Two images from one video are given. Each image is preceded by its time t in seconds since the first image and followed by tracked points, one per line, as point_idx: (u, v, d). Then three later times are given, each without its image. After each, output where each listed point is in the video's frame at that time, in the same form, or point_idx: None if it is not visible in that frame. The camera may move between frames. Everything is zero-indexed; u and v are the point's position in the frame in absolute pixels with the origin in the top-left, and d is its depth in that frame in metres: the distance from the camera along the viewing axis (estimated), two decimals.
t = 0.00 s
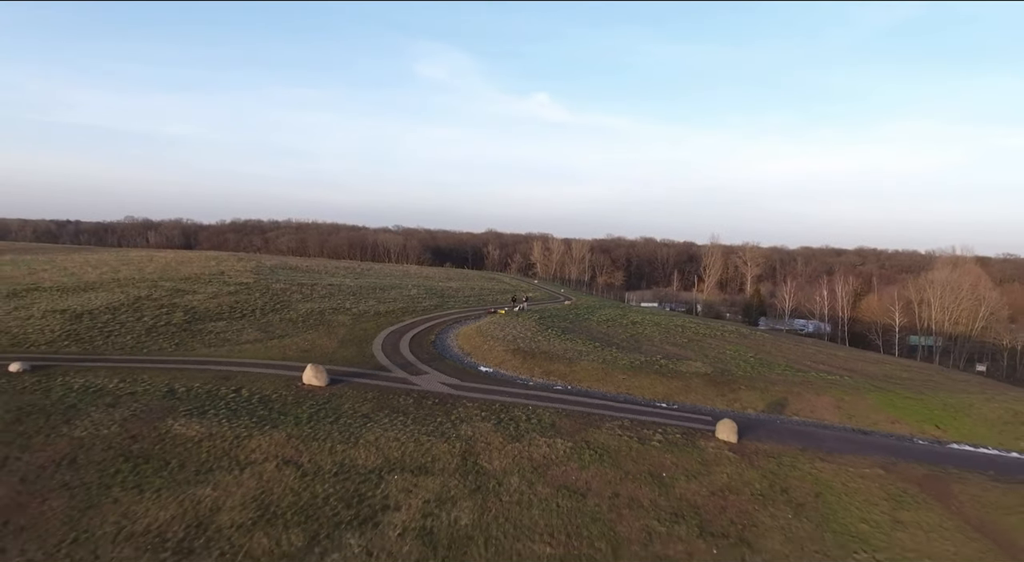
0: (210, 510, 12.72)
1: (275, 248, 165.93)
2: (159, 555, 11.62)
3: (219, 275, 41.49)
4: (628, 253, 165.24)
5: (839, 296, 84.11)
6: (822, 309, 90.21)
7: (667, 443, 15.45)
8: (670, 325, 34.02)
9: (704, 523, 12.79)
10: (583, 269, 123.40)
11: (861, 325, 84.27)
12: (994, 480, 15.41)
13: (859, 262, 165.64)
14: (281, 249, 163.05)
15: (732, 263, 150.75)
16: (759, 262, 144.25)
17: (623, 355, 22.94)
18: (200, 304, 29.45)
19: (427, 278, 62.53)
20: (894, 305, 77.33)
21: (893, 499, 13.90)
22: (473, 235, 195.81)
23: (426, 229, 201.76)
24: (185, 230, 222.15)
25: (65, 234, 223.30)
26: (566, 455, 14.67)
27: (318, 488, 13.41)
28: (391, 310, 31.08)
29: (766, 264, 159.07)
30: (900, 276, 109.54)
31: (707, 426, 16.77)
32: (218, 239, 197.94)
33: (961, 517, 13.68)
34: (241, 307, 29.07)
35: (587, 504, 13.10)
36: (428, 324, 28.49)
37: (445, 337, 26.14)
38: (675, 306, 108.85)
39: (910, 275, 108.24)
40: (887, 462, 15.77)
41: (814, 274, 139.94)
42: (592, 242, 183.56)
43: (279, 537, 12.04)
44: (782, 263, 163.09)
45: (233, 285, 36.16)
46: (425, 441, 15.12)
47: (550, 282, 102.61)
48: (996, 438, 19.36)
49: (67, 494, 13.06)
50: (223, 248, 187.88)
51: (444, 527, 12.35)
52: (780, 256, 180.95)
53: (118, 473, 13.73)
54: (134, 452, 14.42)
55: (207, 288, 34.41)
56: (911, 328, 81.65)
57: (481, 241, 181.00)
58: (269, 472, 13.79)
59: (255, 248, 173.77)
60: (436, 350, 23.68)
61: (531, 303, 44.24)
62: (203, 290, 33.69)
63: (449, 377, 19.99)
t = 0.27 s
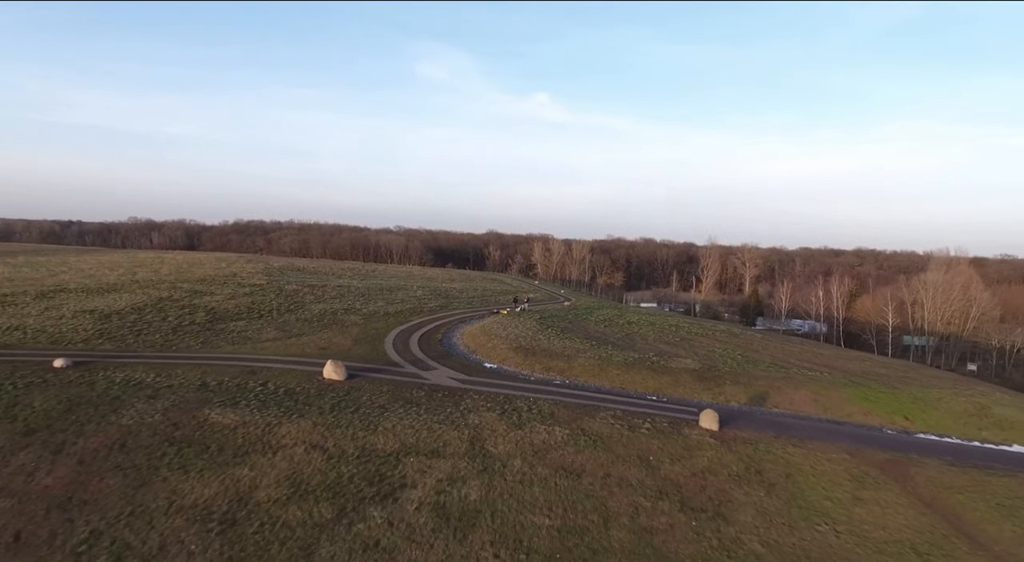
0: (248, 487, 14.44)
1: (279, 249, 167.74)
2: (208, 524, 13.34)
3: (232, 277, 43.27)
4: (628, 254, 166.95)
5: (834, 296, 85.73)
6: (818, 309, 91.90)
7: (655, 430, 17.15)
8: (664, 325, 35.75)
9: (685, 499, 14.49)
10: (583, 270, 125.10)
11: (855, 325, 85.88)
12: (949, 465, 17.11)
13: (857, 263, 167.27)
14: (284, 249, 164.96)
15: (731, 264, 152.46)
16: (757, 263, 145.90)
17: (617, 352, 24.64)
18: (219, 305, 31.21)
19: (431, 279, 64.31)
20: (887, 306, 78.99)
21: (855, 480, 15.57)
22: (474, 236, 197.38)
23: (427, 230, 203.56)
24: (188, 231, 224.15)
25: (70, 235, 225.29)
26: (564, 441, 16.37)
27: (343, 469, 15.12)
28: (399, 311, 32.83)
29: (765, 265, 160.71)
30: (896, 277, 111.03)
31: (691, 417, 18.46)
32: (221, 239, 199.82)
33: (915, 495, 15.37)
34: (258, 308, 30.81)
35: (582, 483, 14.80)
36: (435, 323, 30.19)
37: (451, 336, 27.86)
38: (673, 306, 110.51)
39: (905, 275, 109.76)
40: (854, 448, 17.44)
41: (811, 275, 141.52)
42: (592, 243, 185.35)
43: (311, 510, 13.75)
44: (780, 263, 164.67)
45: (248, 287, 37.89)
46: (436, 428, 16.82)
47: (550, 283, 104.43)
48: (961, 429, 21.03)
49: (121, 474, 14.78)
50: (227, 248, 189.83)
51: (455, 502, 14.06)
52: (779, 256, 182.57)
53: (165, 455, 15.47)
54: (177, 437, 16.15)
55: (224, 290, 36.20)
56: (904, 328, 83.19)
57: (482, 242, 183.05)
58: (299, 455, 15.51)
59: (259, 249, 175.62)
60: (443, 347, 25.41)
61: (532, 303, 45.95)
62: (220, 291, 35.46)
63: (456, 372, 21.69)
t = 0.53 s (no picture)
0: (287, 465, 16.57)
1: (282, 250, 169.81)
2: (254, 495, 15.47)
3: (247, 279, 45.45)
4: (627, 255, 168.94)
5: (828, 298, 87.74)
6: (812, 310, 93.98)
7: (643, 418, 19.28)
8: (658, 325, 37.87)
9: (668, 476, 16.61)
10: (583, 271, 127.03)
11: (848, 326, 87.89)
12: (905, 450, 19.22)
13: (853, 264, 169.28)
14: (288, 250, 167.23)
15: (728, 265, 154.58)
16: (755, 264, 147.89)
17: (612, 349, 26.77)
18: (240, 306, 33.36)
19: (436, 281, 66.48)
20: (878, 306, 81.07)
21: (817, 461, 17.69)
22: (476, 237, 199.55)
23: (429, 232, 205.67)
24: (192, 232, 226.62)
25: (75, 235, 227.54)
26: (562, 427, 18.49)
27: (368, 450, 17.25)
28: (408, 312, 34.99)
29: (762, 266, 162.70)
30: (890, 278, 112.97)
31: (676, 407, 20.59)
32: (225, 240, 201.95)
33: (870, 474, 17.50)
34: (277, 309, 32.98)
35: (577, 462, 16.93)
36: (442, 323, 32.31)
37: (458, 334, 30.00)
38: (671, 307, 112.53)
39: (899, 277, 111.71)
40: (821, 435, 19.56)
41: (808, 276, 143.48)
42: (592, 245, 187.37)
43: (342, 483, 15.89)
44: (777, 265, 166.66)
45: (264, 288, 40.08)
46: (449, 416, 18.96)
47: (550, 284, 106.67)
48: (924, 418, 23.15)
49: (175, 454, 16.93)
50: (231, 250, 192.16)
51: (467, 478, 16.19)
52: (776, 257, 184.63)
53: (211, 438, 17.61)
54: (220, 423, 18.30)
55: (242, 291, 38.38)
56: (896, 329, 85.19)
57: (483, 243, 185.43)
58: (329, 438, 17.64)
59: (262, 250, 177.73)
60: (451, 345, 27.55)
61: (533, 304, 48.06)
62: (239, 293, 37.62)
63: (465, 367, 23.83)
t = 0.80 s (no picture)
0: (311, 451, 18.30)
1: (285, 251, 171.64)
2: (283, 478, 17.20)
3: (258, 281, 47.22)
4: (627, 256, 170.59)
5: (823, 298, 89.39)
6: (807, 310, 95.58)
7: (635, 410, 20.99)
8: (653, 325, 39.60)
9: (656, 461, 18.32)
10: (583, 272, 128.66)
11: (843, 326, 89.53)
12: (877, 439, 20.93)
13: (850, 265, 171.02)
14: (291, 251, 168.99)
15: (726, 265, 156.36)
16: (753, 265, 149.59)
17: (608, 348, 28.48)
18: (256, 307, 35.13)
19: (439, 282, 68.22)
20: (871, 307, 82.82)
21: (794, 448, 19.40)
22: (477, 238, 201.27)
23: (430, 233, 207.40)
24: (196, 233, 228.68)
25: (79, 236, 228.82)
26: (561, 418, 20.19)
27: (384, 439, 18.96)
28: (414, 312, 36.74)
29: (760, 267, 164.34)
30: (885, 279, 114.57)
31: (666, 400, 22.32)
32: (228, 241, 203.74)
33: (842, 461, 19.21)
34: (290, 310, 34.74)
35: (574, 449, 18.65)
36: (447, 323, 34.04)
37: (463, 333, 31.72)
38: (669, 308, 114.19)
39: (894, 277, 113.30)
40: (799, 425, 21.28)
41: (805, 276, 145.12)
42: (593, 246, 188.98)
43: (362, 467, 17.62)
44: (776, 265, 168.45)
45: (276, 290, 41.82)
46: (457, 408, 20.66)
47: (551, 284, 108.57)
48: (898, 411, 24.87)
49: (209, 441, 18.66)
50: (235, 251, 193.89)
51: (474, 463, 17.89)
52: (775, 258, 186.21)
53: (241, 428, 19.33)
54: (248, 414, 20.02)
55: (255, 293, 40.13)
56: (889, 329, 86.82)
57: (484, 243, 187.90)
58: (348, 428, 19.35)
59: (265, 251, 179.59)
60: (456, 343, 29.27)
61: (533, 305, 49.76)
62: (253, 294, 39.37)
63: (471, 364, 25.55)
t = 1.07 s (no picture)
0: (332, 440, 20.01)
1: (289, 251, 173.35)
2: (307, 463, 18.89)
3: (269, 282, 48.93)
4: (627, 257, 172.24)
5: (818, 299, 91.02)
6: (804, 311, 97.16)
7: (629, 403, 22.67)
8: (650, 325, 41.29)
9: (648, 450, 20.00)
10: (583, 273, 130.30)
11: (838, 327, 91.14)
12: (853, 431, 22.61)
13: (848, 266, 172.59)
14: (294, 252, 170.65)
15: (725, 266, 157.97)
16: (751, 266, 151.23)
17: (605, 346, 30.19)
18: (270, 308, 36.83)
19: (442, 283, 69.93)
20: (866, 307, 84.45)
21: (775, 438, 21.08)
22: (478, 239, 202.99)
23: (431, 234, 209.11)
24: (199, 234, 230.51)
25: (83, 237, 230.64)
26: (560, 410, 21.87)
27: (398, 429, 20.65)
28: (420, 313, 38.45)
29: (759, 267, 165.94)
30: (881, 280, 116.21)
31: (658, 394, 24.00)
32: (231, 242, 205.49)
33: (819, 450, 20.89)
34: (303, 311, 36.47)
35: (573, 438, 20.33)
36: (453, 323, 35.74)
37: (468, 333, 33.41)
38: (668, 309, 115.81)
39: (890, 278, 114.92)
40: (781, 418, 22.96)
41: (803, 277, 146.73)
42: (593, 247, 190.70)
43: (379, 454, 19.31)
44: (774, 266, 169.79)
45: (287, 291, 43.57)
46: (465, 401, 22.35)
47: (551, 285, 110.25)
48: (877, 405, 26.52)
49: (238, 431, 20.35)
50: (238, 251, 195.62)
51: (481, 450, 19.57)
52: (773, 259, 187.86)
53: (266, 419, 21.02)
54: (271, 407, 21.71)
55: (268, 294, 41.88)
56: (883, 329, 88.40)
57: (484, 243, 190.32)
58: (365, 419, 21.04)
59: (268, 252, 181.28)
60: (462, 342, 30.98)
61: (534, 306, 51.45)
62: (266, 296, 41.13)
63: (476, 361, 27.24)
